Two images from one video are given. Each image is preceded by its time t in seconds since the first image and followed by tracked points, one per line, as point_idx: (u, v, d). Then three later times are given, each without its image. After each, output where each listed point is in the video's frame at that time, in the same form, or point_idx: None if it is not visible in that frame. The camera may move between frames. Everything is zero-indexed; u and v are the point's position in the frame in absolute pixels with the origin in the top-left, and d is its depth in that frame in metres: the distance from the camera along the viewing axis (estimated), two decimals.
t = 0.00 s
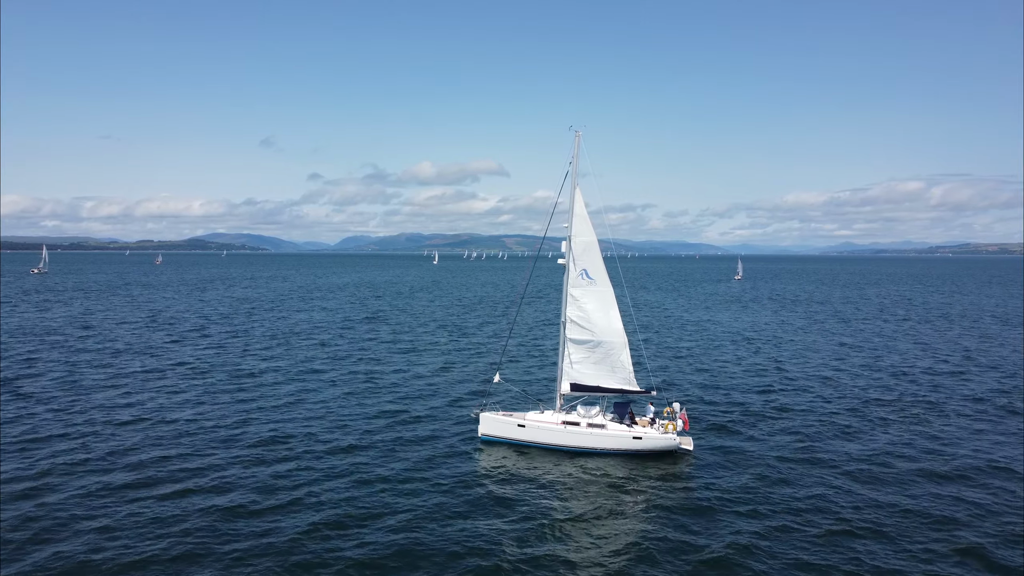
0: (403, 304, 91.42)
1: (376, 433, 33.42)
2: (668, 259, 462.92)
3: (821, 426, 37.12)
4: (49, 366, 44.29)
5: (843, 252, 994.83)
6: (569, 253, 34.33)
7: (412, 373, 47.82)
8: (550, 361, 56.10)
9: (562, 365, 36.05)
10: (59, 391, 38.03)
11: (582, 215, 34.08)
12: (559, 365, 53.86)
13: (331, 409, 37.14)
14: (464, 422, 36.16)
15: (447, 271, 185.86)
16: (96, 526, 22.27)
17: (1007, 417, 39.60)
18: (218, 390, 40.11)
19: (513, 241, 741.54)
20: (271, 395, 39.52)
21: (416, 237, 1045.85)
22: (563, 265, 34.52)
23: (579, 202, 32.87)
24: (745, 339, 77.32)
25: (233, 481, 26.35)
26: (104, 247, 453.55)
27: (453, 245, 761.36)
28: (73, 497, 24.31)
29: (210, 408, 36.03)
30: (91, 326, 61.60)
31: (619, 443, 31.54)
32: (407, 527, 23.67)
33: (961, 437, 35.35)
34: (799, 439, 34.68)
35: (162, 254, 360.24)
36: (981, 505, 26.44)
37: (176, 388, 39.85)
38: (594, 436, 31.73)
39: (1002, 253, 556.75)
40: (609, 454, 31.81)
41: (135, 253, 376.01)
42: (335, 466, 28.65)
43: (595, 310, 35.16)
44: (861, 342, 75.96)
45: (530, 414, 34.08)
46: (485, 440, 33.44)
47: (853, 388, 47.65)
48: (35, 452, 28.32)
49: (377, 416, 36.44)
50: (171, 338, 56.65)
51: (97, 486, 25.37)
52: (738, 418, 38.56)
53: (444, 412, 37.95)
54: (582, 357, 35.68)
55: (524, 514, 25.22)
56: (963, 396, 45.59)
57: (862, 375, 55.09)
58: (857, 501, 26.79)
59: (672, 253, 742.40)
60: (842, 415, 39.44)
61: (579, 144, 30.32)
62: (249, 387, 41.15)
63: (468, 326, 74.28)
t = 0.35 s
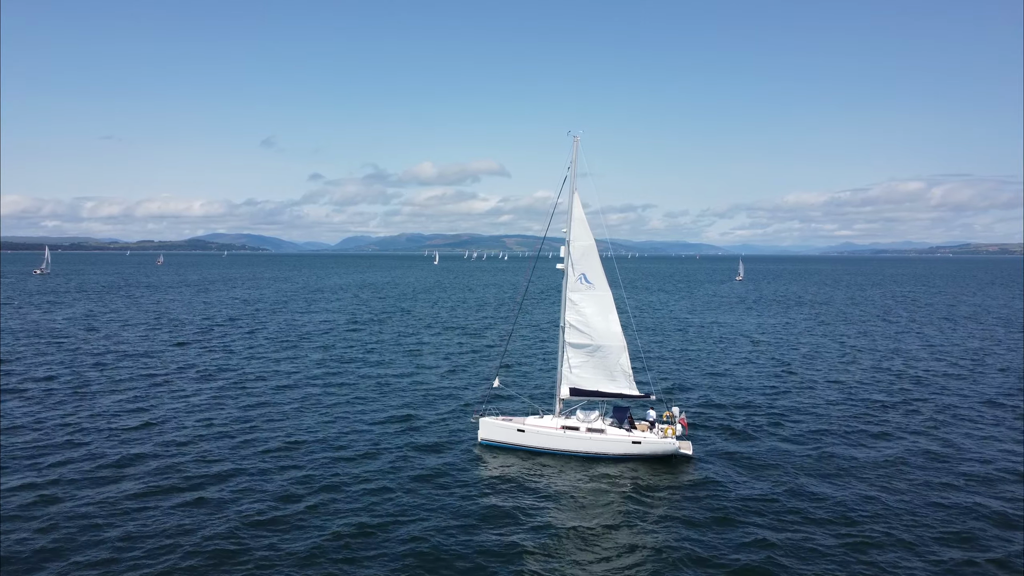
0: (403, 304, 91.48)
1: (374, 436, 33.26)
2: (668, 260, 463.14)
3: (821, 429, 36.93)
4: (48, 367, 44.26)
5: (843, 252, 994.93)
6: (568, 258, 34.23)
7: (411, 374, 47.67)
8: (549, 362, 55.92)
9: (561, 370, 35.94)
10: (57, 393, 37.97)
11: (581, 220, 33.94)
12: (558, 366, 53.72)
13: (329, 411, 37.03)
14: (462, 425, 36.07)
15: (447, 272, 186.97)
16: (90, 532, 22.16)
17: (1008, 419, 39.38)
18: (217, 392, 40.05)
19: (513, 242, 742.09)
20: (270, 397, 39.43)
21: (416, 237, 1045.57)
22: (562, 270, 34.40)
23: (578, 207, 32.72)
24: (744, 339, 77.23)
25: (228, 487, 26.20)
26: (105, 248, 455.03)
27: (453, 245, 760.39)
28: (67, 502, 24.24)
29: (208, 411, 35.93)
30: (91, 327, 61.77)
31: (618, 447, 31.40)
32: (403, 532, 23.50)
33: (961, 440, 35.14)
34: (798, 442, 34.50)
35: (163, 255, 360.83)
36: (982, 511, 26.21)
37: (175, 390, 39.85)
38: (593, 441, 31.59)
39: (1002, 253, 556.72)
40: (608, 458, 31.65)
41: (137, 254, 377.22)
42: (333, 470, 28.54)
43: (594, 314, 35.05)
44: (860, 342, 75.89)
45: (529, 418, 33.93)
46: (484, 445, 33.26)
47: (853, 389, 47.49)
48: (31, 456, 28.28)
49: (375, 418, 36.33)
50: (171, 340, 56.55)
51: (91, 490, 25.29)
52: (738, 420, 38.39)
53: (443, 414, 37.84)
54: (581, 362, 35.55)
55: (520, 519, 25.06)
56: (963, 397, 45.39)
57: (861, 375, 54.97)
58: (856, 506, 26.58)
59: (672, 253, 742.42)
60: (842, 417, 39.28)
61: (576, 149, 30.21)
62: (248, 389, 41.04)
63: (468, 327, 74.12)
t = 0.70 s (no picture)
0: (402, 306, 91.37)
1: (372, 443, 33.09)
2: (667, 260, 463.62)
3: (821, 435, 36.81)
4: (47, 372, 44.11)
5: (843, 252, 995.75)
6: (567, 266, 34.11)
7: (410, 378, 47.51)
8: (548, 365, 55.79)
9: (560, 377, 35.83)
10: (54, 399, 37.83)
11: (580, 227, 33.80)
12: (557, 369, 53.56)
13: (327, 417, 36.92)
14: (461, 430, 35.93)
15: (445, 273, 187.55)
16: (86, 547, 21.87)
17: (1005, 425, 39.48)
18: (215, 397, 39.89)
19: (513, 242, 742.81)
20: (269, 402, 39.28)
21: (416, 237, 1045.31)
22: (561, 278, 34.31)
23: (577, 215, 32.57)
24: (743, 341, 77.31)
25: (226, 498, 25.97)
26: (105, 247, 455.12)
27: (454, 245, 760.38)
28: (63, 515, 23.94)
29: (207, 417, 35.81)
30: (89, 329, 61.60)
31: (617, 455, 31.29)
32: (402, 544, 23.34)
33: (961, 448, 35.04)
34: (797, 449, 34.44)
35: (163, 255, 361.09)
36: (982, 523, 26.16)
37: (173, 395, 39.72)
38: (593, 449, 31.48)
39: (1001, 253, 557.85)
40: (607, 466, 31.53)
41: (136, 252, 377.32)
42: (331, 479, 28.42)
43: (593, 322, 34.96)
44: (857, 343, 76.07)
45: (529, 426, 33.79)
46: (483, 452, 33.11)
47: (849, 394, 47.56)
48: (26, 465, 28.04)
49: (373, 423, 36.21)
50: (169, 343, 56.42)
51: (88, 502, 25.01)
52: (737, 427, 38.27)
53: (442, 419, 37.71)
54: (580, 369, 35.45)
55: (521, 527, 24.86)
56: (959, 402, 45.54)
57: (858, 377, 55.09)
58: (857, 517, 26.47)
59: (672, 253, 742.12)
60: (839, 423, 39.28)
61: (576, 158, 30.10)
62: (247, 394, 40.90)
63: (467, 329, 73.97)
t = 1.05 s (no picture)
0: (402, 308, 91.30)
1: (371, 452, 32.95)
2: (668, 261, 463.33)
3: (822, 441, 36.55)
4: (48, 377, 44.22)
5: (843, 252, 995.78)
6: (566, 274, 34.01)
7: (410, 383, 47.40)
8: (548, 369, 55.57)
9: (560, 386, 35.70)
10: (55, 405, 37.91)
11: (579, 236, 33.66)
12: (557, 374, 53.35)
13: (325, 424, 36.82)
14: (460, 438, 35.82)
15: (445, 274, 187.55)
16: (81, 558, 21.85)
17: (1006, 431, 39.27)
18: (215, 404, 39.83)
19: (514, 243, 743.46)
20: (269, 409, 39.20)
21: (417, 237, 1046.02)
22: (560, 287, 34.23)
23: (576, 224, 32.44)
24: (742, 343, 77.15)
25: (224, 507, 25.87)
26: (108, 248, 457.42)
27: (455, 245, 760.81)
28: (62, 525, 23.88)
29: (206, 424, 35.78)
30: (90, 333, 61.80)
31: (617, 464, 31.08)
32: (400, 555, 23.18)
33: (964, 455, 34.71)
34: (797, 454, 34.29)
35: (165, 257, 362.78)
36: (985, 530, 25.93)
37: (173, 402, 39.69)
38: (592, 458, 31.31)
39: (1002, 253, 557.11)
40: (607, 475, 31.31)
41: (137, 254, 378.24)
42: (328, 488, 28.30)
43: (592, 331, 34.85)
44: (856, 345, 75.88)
45: (528, 434, 33.66)
46: (482, 461, 32.99)
47: (849, 398, 47.40)
48: (26, 474, 28.03)
49: (372, 431, 36.05)
50: (171, 347, 56.50)
51: (86, 511, 24.95)
52: (739, 432, 38.04)
53: (441, 427, 37.57)
54: (580, 378, 35.35)
55: (518, 538, 24.71)
56: (959, 407, 45.33)
57: (858, 379, 54.89)
58: (859, 523, 26.27)
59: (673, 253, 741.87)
60: (839, 428, 39.13)
61: (576, 167, 30.01)
62: (247, 401, 40.84)
63: (467, 331, 73.78)
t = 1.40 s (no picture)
0: (402, 310, 91.23)
1: (370, 456, 32.88)
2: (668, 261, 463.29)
3: (823, 445, 36.49)
4: (47, 380, 44.07)
5: (843, 252, 994.75)
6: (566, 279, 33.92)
7: (409, 386, 47.31)
8: (548, 372, 55.39)
9: (560, 390, 35.58)
10: (54, 409, 37.75)
11: (579, 240, 33.52)
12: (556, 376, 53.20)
13: (324, 428, 36.74)
14: (459, 443, 35.71)
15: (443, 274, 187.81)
16: (82, 566, 21.77)
17: (1004, 435, 39.37)
18: (214, 408, 39.70)
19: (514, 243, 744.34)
20: (268, 413, 39.09)
21: (416, 237, 1046.44)
22: (559, 291, 34.13)
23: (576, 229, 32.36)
24: (741, 344, 77.29)
25: (224, 514, 25.74)
26: (108, 249, 458.25)
27: (455, 245, 761.28)
28: (62, 532, 23.77)
29: (205, 429, 35.67)
30: (89, 335, 61.64)
31: (617, 469, 31.02)
32: (401, 563, 23.12)
33: (963, 459, 34.71)
34: (797, 458, 34.25)
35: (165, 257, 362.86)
36: (985, 536, 25.94)
37: (173, 406, 39.58)
38: (593, 463, 31.24)
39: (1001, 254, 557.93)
40: (607, 480, 31.25)
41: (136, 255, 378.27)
42: (328, 494, 28.25)
43: (592, 335, 34.74)
44: (856, 346, 75.89)
45: (528, 439, 33.57)
46: (482, 466, 32.88)
47: (846, 401, 47.48)
48: (26, 480, 27.89)
49: (372, 436, 35.97)
50: (169, 350, 56.32)
51: (87, 519, 24.80)
52: (739, 437, 37.96)
53: (441, 431, 37.47)
54: (580, 383, 35.23)
55: (519, 546, 24.64)
56: (956, 409, 45.46)
57: (855, 380, 55.02)
58: (860, 530, 26.23)
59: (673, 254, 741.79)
60: (837, 432, 39.15)
61: (576, 171, 29.91)
62: (246, 404, 40.71)
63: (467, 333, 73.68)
